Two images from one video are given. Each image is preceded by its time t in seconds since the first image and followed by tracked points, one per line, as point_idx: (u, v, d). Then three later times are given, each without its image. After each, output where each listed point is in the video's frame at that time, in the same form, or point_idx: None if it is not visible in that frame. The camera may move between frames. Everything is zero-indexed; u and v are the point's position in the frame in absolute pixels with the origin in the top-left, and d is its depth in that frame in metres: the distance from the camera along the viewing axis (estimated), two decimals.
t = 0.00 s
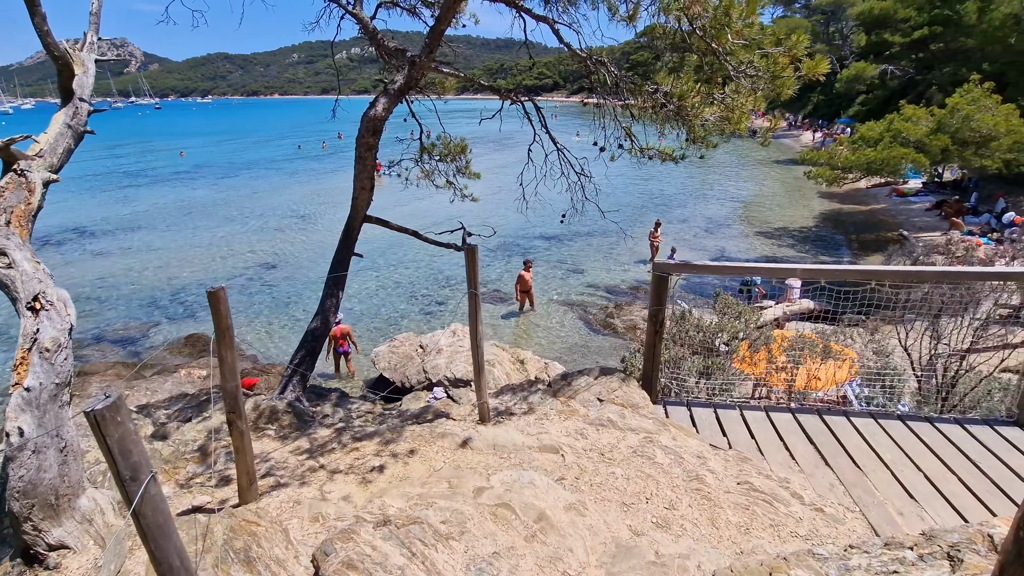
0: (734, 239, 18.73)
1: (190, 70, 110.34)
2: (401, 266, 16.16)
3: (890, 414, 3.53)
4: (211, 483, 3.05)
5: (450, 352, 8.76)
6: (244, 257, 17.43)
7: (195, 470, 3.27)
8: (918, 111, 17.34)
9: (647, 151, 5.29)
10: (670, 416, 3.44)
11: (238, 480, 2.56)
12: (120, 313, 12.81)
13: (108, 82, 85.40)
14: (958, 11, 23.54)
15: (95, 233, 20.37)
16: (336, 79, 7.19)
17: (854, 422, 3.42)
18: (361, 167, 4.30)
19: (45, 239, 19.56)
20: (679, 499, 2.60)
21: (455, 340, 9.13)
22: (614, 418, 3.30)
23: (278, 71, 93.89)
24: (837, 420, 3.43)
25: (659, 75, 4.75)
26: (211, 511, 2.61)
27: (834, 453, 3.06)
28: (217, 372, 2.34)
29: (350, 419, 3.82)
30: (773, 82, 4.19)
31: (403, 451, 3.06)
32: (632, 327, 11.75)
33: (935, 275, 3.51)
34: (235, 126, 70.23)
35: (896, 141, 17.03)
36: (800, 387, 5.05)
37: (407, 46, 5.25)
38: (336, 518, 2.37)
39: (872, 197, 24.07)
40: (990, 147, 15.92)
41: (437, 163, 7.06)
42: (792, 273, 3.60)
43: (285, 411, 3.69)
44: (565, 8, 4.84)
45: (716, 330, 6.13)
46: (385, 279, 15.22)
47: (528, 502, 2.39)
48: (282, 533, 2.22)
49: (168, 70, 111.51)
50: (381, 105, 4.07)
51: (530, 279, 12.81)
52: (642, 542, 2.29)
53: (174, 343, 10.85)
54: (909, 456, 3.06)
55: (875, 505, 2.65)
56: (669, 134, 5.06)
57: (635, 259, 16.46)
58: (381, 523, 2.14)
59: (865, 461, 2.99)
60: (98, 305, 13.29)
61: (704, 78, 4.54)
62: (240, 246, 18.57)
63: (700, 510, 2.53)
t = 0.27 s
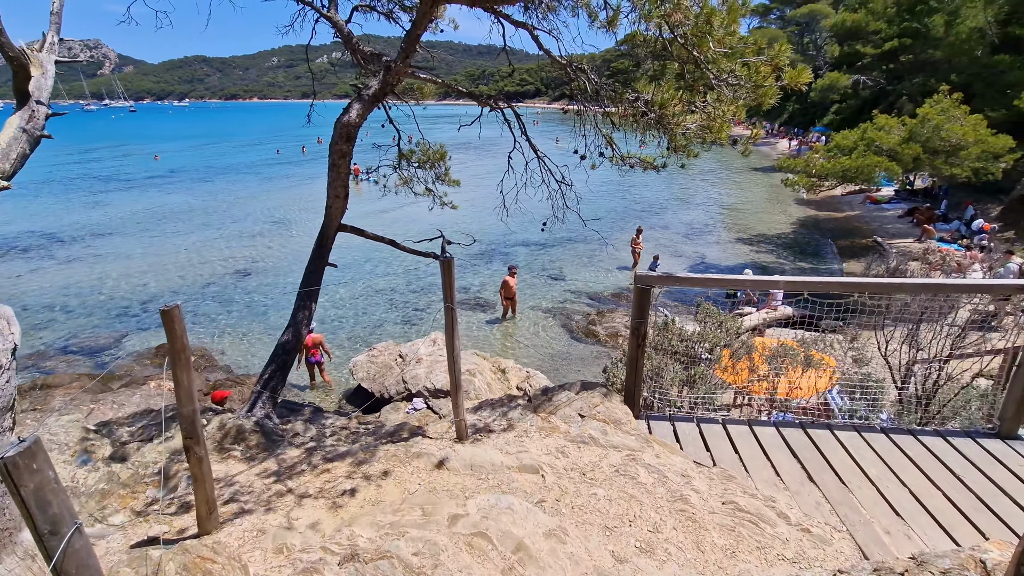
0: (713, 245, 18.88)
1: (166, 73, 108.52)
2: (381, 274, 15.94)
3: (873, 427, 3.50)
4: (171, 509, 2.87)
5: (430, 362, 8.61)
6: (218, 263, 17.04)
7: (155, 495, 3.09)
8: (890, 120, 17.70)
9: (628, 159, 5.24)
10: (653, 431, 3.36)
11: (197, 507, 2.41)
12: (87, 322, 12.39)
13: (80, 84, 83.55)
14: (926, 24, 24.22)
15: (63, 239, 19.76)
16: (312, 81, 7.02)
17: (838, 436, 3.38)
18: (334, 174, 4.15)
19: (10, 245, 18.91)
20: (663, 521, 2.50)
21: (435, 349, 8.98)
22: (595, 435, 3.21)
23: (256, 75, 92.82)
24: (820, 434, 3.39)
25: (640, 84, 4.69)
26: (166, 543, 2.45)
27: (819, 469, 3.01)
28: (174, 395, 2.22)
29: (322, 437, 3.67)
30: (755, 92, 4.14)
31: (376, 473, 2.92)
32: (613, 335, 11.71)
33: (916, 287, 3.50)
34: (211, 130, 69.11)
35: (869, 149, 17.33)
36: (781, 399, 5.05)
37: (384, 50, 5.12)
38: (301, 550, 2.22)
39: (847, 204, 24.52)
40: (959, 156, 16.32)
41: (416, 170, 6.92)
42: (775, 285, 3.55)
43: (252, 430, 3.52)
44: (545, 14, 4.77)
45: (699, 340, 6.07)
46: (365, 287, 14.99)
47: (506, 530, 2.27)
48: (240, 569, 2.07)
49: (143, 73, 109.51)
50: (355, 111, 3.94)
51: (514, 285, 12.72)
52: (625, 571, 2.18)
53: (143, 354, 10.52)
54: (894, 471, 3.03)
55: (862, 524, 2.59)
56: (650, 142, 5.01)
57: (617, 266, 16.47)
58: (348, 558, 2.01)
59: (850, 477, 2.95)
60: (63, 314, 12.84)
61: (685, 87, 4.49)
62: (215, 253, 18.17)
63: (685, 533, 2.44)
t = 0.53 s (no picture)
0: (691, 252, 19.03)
1: (137, 77, 106.26)
2: (358, 282, 15.69)
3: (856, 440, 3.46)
4: (124, 541, 2.68)
5: (407, 373, 8.44)
6: (189, 271, 16.59)
7: (108, 525, 2.89)
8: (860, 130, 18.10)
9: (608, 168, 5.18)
10: (636, 447, 3.29)
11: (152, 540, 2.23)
12: (48, 334, 11.91)
13: (47, 87, 81.31)
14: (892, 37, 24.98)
15: (25, 247, 19.05)
16: (284, 86, 6.83)
17: (822, 448, 3.35)
18: (305, 183, 4.00)
19: None
20: (648, 545, 2.41)
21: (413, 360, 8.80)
22: (577, 453, 3.11)
23: (230, 80, 91.44)
24: (804, 447, 3.35)
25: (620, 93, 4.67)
26: None
27: (805, 485, 2.97)
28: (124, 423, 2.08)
29: (291, 458, 3.50)
30: (736, 102, 4.15)
31: (347, 497, 2.77)
32: (593, 342, 11.65)
33: (899, 298, 3.48)
34: (184, 134, 67.71)
35: (840, 158, 17.68)
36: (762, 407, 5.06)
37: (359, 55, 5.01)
38: None
39: (819, 211, 25.01)
40: (926, 165, 16.77)
41: (392, 177, 6.76)
42: (758, 297, 3.50)
43: (216, 452, 3.34)
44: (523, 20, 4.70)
45: (680, 351, 5.99)
46: (341, 295, 14.71)
47: (484, 562, 2.14)
48: None
49: (113, 76, 107.05)
50: (326, 117, 3.80)
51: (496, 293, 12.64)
52: None
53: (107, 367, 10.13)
54: (879, 486, 3.01)
55: (849, 543, 2.56)
56: (630, 151, 4.98)
57: (596, 273, 16.47)
58: None
59: (836, 493, 2.91)
60: (23, 325, 12.33)
61: (665, 96, 4.51)
62: (186, 260, 17.70)
63: (671, 557, 2.34)
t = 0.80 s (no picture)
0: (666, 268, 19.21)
1: (105, 94, 104.38)
2: (332, 301, 15.38)
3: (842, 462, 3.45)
4: None
5: (384, 396, 8.22)
6: (155, 292, 16.07)
7: None
8: (826, 148, 18.63)
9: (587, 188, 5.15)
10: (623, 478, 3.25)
11: None
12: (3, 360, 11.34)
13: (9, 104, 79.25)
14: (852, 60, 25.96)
15: None
16: (254, 103, 6.67)
17: (810, 472, 3.32)
18: (275, 205, 3.84)
19: None
20: None
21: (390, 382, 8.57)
22: (562, 485, 3.00)
23: (202, 97, 90.43)
24: (791, 471, 3.32)
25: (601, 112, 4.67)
26: None
27: (795, 512, 2.95)
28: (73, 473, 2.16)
29: (259, 497, 3.29)
30: (716, 123, 4.18)
31: (319, 540, 2.58)
32: (573, 360, 11.56)
33: (881, 318, 3.47)
34: (153, 151, 66.35)
35: (809, 176, 18.13)
36: (743, 426, 5.06)
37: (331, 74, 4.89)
38: None
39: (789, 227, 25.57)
40: (889, 182, 17.30)
41: (366, 197, 6.62)
42: (742, 319, 3.47)
43: (176, 493, 3.12)
44: (500, 39, 4.64)
45: (662, 370, 5.92)
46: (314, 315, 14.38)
47: None
48: None
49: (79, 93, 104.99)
50: (297, 137, 3.66)
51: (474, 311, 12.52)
52: None
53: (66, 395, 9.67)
54: (868, 510, 3.00)
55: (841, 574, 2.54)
56: (609, 170, 4.97)
57: (575, 290, 16.47)
58: None
59: (825, 520, 2.90)
60: None
61: (645, 117, 4.54)
62: (153, 281, 17.16)
63: None
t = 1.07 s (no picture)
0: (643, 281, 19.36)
1: (71, 107, 101.99)
2: (307, 318, 15.08)
3: (827, 476, 3.44)
4: None
5: (361, 415, 8.01)
6: (121, 311, 15.54)
7: None
8: (795, 163, 19.10)
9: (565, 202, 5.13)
10: (608, 500, 3.20)
11: None
12: None
13: None
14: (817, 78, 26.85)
15: None
16: (224, 118, 6.52)
17: (795, 487, 3.31)
18: (245, 222, 3.70)
19: None
20: None
21: (366, 401, 8.35)
22: (545, 509, 2.91)
23: (173, 111, 89.06)
24: (776, 487, 3.30)
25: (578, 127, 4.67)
26: None
27: (782, 531, 2.94)
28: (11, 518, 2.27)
29: (226, 530, 3.11)
30: (695, 137, 4.20)
31: None
32: (553, 375, 11.47)
33: (862, 333, 3.47)
34: (121, 167, 64.87)
35: (779, 190, 18.53)
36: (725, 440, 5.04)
37: (304, 87, 4.77)
38: None
39: (762, 239, 26.05)
40: (857, 195, 17.75)
41: (341, 213, 6.48)
42: (725, 334, 3.43)
43: (134, 529, 2.92)
44: (477, 53, 4.61)
45: (643, 386, 5.87)
46: (288, 333, 14.05)
47: None
48: None
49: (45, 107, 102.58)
50: (267, 152, 3.53)
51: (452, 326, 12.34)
52: None
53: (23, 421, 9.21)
54: (854, 526, 3.00)
55: None
56: (587, 184, 4.96)
57: (554, 304, 16.46)
58: None
59: (812, 537, 2.90)
60: None
61: (623, 131, 4.56)
62: (119, 300, 16.61)
63: None
